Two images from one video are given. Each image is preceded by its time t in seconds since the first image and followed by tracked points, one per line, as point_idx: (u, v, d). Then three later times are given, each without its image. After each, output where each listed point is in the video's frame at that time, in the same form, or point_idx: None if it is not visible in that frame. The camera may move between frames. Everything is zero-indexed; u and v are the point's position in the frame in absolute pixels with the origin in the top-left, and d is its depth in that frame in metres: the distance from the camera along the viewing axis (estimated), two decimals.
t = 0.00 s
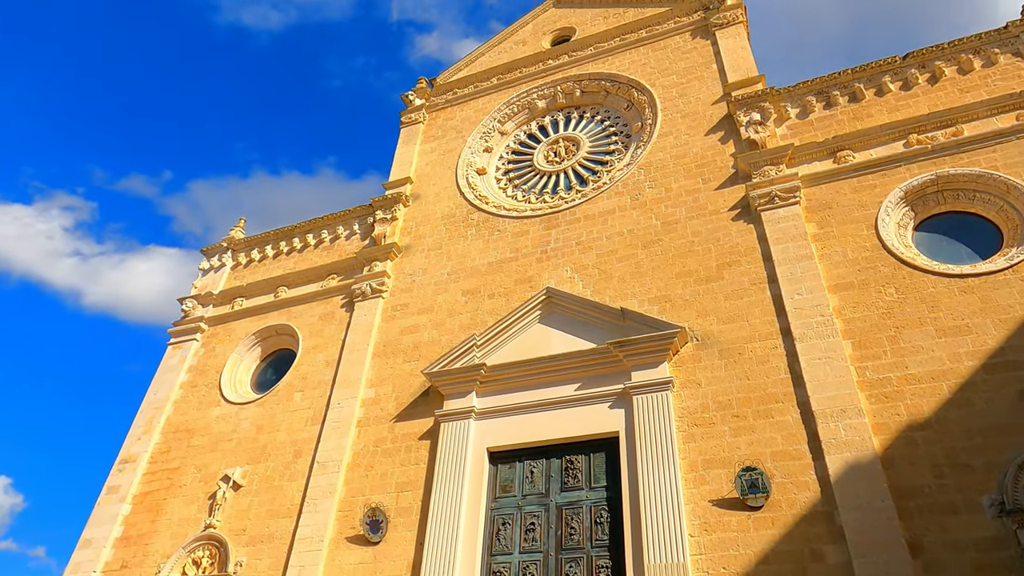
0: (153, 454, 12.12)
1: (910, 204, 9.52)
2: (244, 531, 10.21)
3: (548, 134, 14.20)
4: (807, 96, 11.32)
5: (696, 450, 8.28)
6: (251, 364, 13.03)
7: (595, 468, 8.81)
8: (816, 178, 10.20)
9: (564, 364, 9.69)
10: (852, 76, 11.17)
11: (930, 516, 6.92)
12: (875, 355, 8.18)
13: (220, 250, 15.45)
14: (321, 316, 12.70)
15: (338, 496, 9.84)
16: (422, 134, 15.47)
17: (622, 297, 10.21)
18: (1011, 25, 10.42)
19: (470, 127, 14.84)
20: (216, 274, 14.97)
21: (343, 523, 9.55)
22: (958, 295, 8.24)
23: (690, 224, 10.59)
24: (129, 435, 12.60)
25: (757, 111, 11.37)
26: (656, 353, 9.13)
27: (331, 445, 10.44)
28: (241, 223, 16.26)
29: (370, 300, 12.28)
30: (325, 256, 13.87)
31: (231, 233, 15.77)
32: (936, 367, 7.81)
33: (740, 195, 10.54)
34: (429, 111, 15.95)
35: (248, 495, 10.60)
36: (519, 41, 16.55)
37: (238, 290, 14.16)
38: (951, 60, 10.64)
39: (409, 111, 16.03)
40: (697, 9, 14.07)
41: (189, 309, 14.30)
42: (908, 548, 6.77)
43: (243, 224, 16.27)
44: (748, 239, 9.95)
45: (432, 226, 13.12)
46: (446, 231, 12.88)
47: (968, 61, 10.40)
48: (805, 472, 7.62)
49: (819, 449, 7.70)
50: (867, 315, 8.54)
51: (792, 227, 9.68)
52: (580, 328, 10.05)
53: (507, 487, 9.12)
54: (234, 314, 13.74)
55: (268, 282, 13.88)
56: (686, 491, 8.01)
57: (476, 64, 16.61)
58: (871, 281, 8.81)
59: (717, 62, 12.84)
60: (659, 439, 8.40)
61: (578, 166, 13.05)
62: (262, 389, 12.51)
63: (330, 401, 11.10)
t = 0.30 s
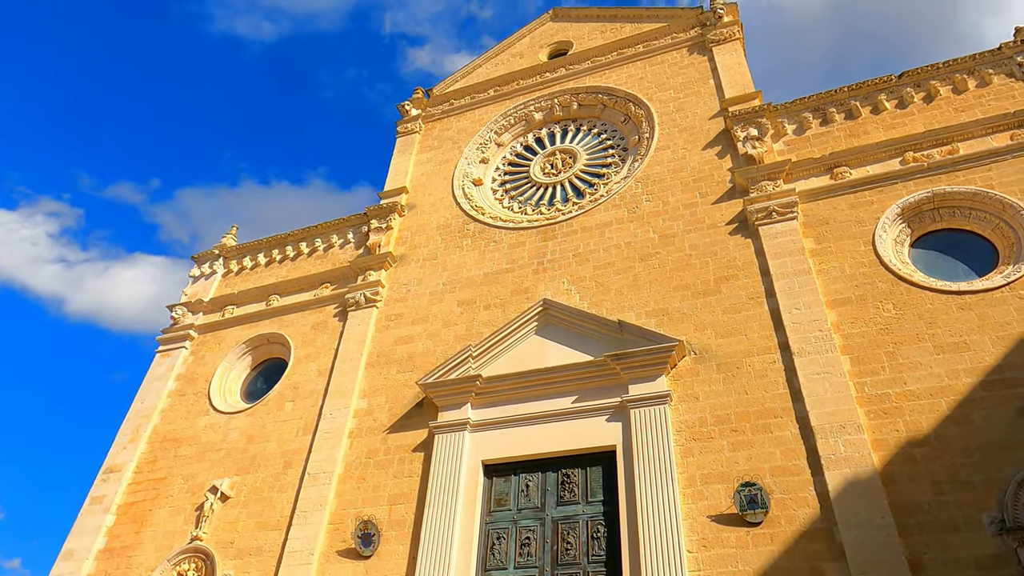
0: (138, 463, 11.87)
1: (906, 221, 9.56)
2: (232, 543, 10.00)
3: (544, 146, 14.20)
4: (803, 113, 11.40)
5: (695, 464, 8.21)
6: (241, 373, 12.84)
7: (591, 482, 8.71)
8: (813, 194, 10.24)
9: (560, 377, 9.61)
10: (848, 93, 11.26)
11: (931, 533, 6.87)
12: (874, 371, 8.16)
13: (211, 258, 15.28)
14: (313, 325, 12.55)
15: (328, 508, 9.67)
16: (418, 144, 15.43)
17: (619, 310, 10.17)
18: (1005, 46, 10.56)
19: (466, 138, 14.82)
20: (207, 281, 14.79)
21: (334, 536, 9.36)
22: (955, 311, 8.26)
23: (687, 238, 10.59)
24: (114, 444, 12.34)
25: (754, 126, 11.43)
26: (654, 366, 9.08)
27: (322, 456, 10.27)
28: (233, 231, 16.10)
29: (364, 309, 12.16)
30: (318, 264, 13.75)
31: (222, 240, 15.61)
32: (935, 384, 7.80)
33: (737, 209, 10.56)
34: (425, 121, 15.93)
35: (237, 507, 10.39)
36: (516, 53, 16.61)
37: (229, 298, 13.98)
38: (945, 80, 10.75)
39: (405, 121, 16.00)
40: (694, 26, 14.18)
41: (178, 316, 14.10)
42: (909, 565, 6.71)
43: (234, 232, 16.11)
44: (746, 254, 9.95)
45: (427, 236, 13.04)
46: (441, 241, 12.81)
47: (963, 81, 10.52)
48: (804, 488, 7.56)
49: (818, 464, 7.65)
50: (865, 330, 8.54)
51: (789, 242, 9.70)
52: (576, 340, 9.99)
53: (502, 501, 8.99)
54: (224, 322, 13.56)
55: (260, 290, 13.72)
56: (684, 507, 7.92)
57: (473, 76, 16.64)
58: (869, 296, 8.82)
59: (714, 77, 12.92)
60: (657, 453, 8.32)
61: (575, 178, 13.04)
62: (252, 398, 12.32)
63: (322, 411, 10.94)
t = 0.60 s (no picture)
0: (121, 466, 11.63)
1: (900, 230, 9.60)
2: (216, 549, 9.79)
3: (538, 151, 14.17)
4: (798, 122, 11.44)
5: (689, 471, 8.14)
6: (228, 375, 12.64)
7: (584, 488, 8.61)
8: (808, 202, 10.25)
9: (553, 381, 9.52)
10: (842, 104, 11.33)
11: (926, 542, 6.83)
12: (869, 379, 8.14)
13: (199, 258, 15.08)
14: (303, 327, 12.38)
15: (316, 513, 9.49)
16: (411, 147, 15.35)
17: (613, 315, 10.11)
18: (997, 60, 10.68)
19: (460, 142, 14.76)
20: (195, 282, 14.58)
21: (321, 542, 9.19)
22: (949, 320, 8.28)
23: (682, 244, 10.57)
24: (96, 447, 12.09)
25: (749, 135, 11.46)
26: (648, 372, 9.01)
27: (310, 460, 10.10)
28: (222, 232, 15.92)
29: (355, 312, 12.02)
30: (309, 266, 13.60)
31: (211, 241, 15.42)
32: (929, 392, 7.79)
33: (732, 217, 10.55)
34: (419, 125, 15.86)
35: (222, 511, 10.18)
36: (510, 59, 16.61)
37: (217, 299, 13.78)
38: (938, 92, 10.85)
39: (399, 124, 15.92)
40: (689, 34, 14.24)
41: (165, 317, 13.88)
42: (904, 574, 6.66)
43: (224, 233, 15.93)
44: (740, 260, 9.94)
45: (420, 240, 12.94)
46: (434, 244, 12.71)
47: (955, 93, 10.62)
48: (799, 496, 7.51)
49: (813, 472, 7.60)
50: (860, 338, 8.52)
51: (784, 250, 9.69)
52: (570, 345, 9.91)
53: (494, 506, 8.86)
54: (212, 324, 13.36)
55: (249, 291, 13.54)
56: (678, 514, 7.84)
57: (467, 81, 16.60)
58: (863, 304, 8.81)
59: (709, 86, 12.97)
60: (651, 460, 8.24)
61: (569, 184, 13.01)
62: (239, 401, 12.12)
63: (311, 414, 10.78)
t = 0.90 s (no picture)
0: (104, 468, 11.38)
1: (896, 235, 9.59)
2: (202, 552, 9.57)
3: (533, 153, 14.11)
4: (793, 126, 11.45)
5: (686, 474, 8.04)
6: (216, 376, 12.42)
7: (579, 492, 8.49)
8: (804, 206, 10.23)
9: (548, 383, 9.41)
10: (837, 108, 11.35)
11: (925, 546, 6.77)
12: (866, 382, 8.09)
13: (188, 258, 14.86)
14: (293, 328, 12.21)
15: (305, 516, 9.31)
16: (404, 148, 15.23)
17: (608, 317, 10.03)
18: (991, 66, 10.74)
19: (454, 143, 14.66)
20: (183, 282, 14.36)
21: (310, 545, 9.00)
22: (946, 324, 8.25)
23: (678, 247, 10.51)
24: (80, 448, 11.83)
25: (744, 138, 11.45)
26: (644, 374, 8.93)
27: (299, 462, 9.91)
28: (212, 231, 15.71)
29: (346, 313, 11.86)
30: (300, 267, 13.42)
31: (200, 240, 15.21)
32: (927, 395, 7.75)
33: (728, 220, 10.51)
34: (412, 126, 15.75)
35: (208, 514, 9.97)
36: (505, 62, 16.56)
37: (206, 299, 13.56)
38: (933, 98, 10.89)
39: (392, 125, 15.80)
40: (684, 39, 14.25)
41: (152, 317, 13.65)
42: None
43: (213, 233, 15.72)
44: (736, 263, 9.89)
45: (413, 241, 12.81)
46: (427, 245, 12.59)
47: (950, 99, 10.66)
48: (797, 500, 7.43)
49: (811, 475, 7.52)
50: (857, 341, 8.48)
51: (781, 253, 9.65)
52: (565, 347, 9.81)
53: (487, 510, 8.72)
54: (200, 324, 13.14)
55: (238, 291, 13.34)
56: (675, 518, 7.74)
57: (461, 83, 16.53)
58: (860, 307, 8.78)
59: (704, 90, 12.96)
60: (647, 463, 8.14)
61: (564, 186, 12.94)
62: (227, 402, 11.91)
63: (300, 416, 10.60)
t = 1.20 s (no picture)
0: (93, 467, 11.17)
1: (895, 231, 9.56)
2: (193, 552, 9.39)
3: (529, 150, 14.02)
4: (791, 123, 11.42)
5: (686, 471, 7.96)
6: (207, 374, 12.24)
7: (578, 489, 8.39)
8: (803, 202, 10.19)
9: (546, 380, 9.31)
10: (835, 106, 11.33)
11: (928, 542, 6.72)
12: (867, 378, 8.04)
13: (179, 255, 14.66)
14: (287, 325, 12.05)
15: (299, 515, 9.15)
16: (399, 145, 15.10)
17: (606, 314, 9.94)
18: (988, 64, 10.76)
19: (450, 140, 14.56)
20: (174, 278, 14.16)
21: (304, 544, 8.85)
22: (947, 320, 8.22)
23: (676, 243, 10.45)
24: (67, 447, 11.61)
25: (742, 135, 11.41)
26: (643, 370, 8.84)
27: (293, 460, 9.76)
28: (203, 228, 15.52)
29: (341, 309, 11.71)
30: (293, 263, 13.26)
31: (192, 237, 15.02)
32: (928, 391, 7.71)
33: (726, 216, 10.46)
34: (407, 123, 15.63)
35: (199, 513, 9.79)
36: (501, 59, 16.47)
37: (197, 296, 13.37)
38: (930, 95, 10.89)
39: (387, 122, 15.68)
40: (681, 37, 14.21)
41: (142, 314, 13.44)
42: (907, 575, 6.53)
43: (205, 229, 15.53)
44: (735, 260, 9.83)
45: (408, 237, 12.69)
46: (422, 241, 12.47)
47: (947, 97, 10.67)
48: (798, 496, 7.36)
49: (812, 471, 7.46)
50: (857, 337, 8.43)
51: (780, 249, 9.60)
52: (563, 343, 9.72)
53: (484, 507, 8.60)
54: (191, 321, 12.95)
55: (230, 288, 13.17)
56: (675, 515, 7.65)
57: (457, 80, 16.42)
58: (860, 304, 8.74)
59: (701, 88, 12.92)
60: (647, 459, 8.04)
61: (561, 183, 12.86)
62: (219, 400, 11.73)
63: (294, 413, 10.44)
